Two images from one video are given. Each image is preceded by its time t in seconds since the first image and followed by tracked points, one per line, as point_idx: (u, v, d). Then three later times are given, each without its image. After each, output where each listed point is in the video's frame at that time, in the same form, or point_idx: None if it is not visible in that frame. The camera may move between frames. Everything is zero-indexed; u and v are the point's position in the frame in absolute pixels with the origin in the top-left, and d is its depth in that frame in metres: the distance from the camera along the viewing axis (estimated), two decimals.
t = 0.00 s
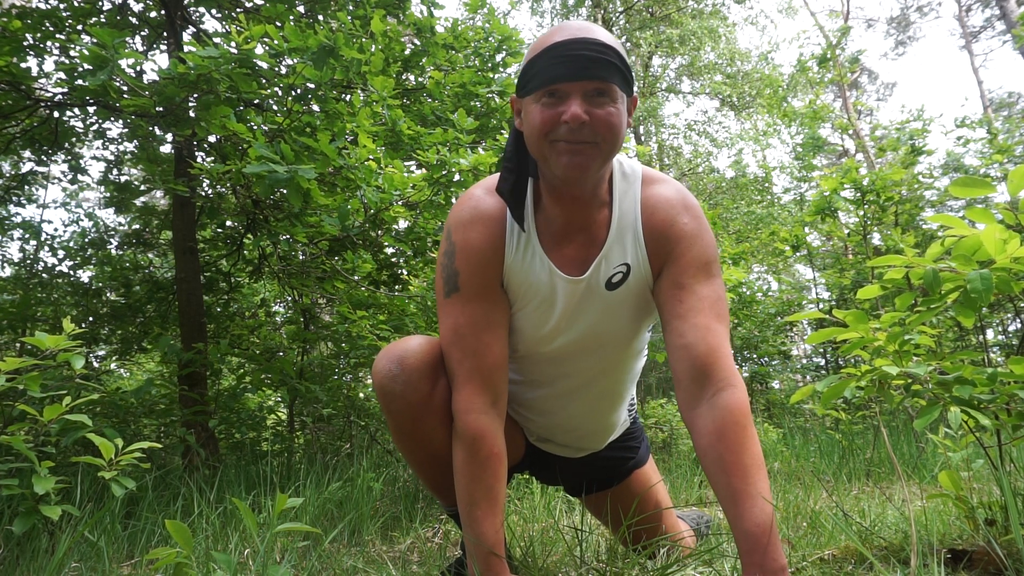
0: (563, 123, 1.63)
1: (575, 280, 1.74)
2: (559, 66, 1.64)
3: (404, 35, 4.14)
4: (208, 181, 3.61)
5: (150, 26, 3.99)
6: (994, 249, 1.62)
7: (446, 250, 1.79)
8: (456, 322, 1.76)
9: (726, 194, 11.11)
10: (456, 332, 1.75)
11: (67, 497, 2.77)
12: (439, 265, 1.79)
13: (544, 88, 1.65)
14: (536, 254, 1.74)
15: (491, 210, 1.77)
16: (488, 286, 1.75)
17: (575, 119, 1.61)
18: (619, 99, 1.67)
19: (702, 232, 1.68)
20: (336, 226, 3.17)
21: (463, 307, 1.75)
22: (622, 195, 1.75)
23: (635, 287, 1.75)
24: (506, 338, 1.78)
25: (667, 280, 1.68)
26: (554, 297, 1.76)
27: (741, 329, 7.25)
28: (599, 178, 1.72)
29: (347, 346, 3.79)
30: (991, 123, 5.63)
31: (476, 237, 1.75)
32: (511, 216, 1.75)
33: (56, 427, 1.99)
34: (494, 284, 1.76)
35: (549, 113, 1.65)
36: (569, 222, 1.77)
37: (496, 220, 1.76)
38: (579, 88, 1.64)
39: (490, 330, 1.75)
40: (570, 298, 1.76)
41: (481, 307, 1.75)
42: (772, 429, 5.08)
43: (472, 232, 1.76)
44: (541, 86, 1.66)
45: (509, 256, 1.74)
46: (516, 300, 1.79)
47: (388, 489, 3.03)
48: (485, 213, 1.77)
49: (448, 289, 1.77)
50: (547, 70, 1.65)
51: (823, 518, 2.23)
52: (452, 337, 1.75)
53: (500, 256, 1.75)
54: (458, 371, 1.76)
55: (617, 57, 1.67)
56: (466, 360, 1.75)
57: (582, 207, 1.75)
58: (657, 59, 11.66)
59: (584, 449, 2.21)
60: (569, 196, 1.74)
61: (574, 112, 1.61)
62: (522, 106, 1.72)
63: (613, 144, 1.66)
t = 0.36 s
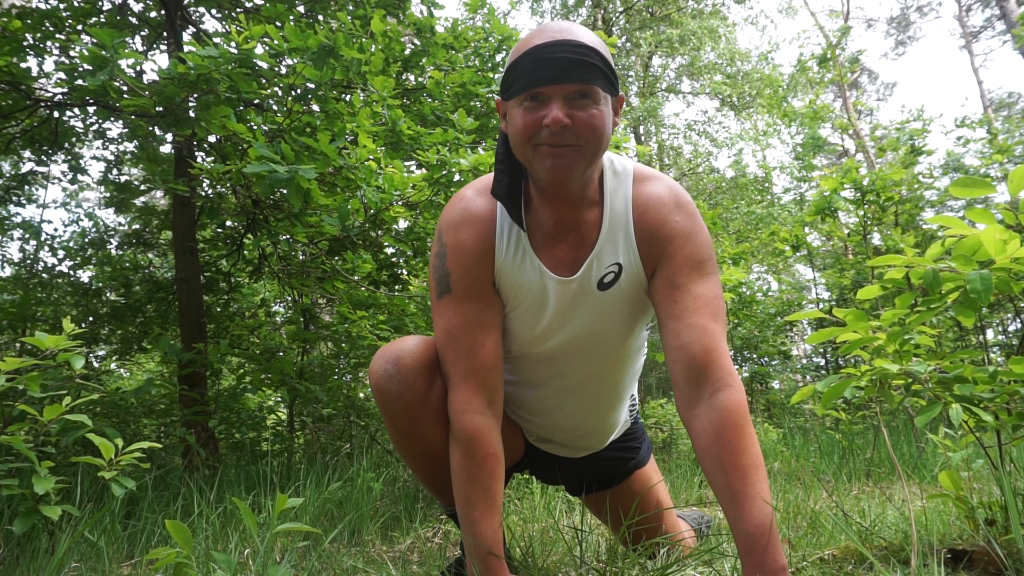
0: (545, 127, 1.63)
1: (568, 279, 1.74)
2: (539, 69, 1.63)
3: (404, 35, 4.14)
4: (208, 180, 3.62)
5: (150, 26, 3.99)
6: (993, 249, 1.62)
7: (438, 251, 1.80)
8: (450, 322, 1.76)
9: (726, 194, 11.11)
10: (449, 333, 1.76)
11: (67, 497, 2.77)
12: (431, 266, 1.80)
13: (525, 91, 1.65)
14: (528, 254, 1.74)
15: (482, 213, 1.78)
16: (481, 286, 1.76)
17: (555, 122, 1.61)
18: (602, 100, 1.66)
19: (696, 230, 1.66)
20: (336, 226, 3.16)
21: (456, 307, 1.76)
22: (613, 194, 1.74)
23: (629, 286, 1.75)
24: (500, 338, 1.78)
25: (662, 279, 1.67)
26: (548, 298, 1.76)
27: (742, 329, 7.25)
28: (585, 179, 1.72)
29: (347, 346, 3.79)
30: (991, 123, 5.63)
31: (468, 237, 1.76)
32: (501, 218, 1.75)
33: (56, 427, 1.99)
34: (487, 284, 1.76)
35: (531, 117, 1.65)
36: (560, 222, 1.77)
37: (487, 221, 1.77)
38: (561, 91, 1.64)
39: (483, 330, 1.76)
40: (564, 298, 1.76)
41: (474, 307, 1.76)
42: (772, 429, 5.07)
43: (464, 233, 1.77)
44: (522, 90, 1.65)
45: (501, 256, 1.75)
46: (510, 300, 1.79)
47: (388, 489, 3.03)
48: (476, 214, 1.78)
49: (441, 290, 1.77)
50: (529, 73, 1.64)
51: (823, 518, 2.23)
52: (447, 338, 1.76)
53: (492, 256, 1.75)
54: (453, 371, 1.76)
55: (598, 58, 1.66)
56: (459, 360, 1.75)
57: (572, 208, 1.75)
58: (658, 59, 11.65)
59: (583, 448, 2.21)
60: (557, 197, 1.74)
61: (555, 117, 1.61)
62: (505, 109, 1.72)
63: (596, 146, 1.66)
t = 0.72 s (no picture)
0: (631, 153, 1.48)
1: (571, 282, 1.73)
2: (623, 88, 1.43)
3: (404, 35, 4.14)
4: (208, 180, 3.62)
5: (150, 27, 3.99)
6: (993, 249, 1.62)
7: (442, 252, 1.78)
8: (452, 324, 1.75)
9: (726, 194, 11.12)
10: (451, 335, 1.74)
11: (67, 497, 2.77)
12: (435, 267, 1.79)
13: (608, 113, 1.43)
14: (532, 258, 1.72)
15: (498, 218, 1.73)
16: (483, 288, 1.74)
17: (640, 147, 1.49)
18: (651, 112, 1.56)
19: (699, 234, 1.68)
20: (336, 226, 3.16)
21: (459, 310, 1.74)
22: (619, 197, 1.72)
23: (633, 289, 1.75)
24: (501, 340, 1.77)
25: (665, 281, 1.67)
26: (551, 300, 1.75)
27: (742, 329, 7.25)
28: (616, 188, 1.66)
29: (347, 346, 3.80)
30: (991, 124, 5.63)
31: (472, 238, 1.74)
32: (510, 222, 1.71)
33: (56, 427, 1.99)
34: (492, 287, 1.75)
35: (616, 141, 1.46)
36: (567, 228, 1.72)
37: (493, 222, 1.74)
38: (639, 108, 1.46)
39: (486, 333, 1.75)
40: (566, 300, 1.75)
41: (477, 309, 1.74)
42: (772, 429, 5.07)
43: (468, 234, 1.75)
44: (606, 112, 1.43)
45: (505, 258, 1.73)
46: (512, 301, 1.78)
47: (388, 489, 3.03)
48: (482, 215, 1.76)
49: (444, 292, 1.76)
50: (611, 94, 1.42)
51: (823, 518, 2.23)
52: (448, 340, 1.75)
53: (496, 259, 1.73)
54: (453, 372, 1.75)
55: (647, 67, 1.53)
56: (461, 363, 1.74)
57: (583, 215, 1.69)
58: (657, 59, 11.65)
59: (582, 449, 2.21)
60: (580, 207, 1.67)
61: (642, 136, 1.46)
62: (557, 124, 1.47)
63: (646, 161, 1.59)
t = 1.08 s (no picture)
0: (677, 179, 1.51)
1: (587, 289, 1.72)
2: (686, 122, 1.44)
3: (404, 35, 4.14)
4: (208, 181, 3.62)
5: (150, 26, 3.99)
6: (993, 249, 1.62)
7: (463, 254, 1.71)
8: (460, 327, 1.71)
9: (726, 194, 11.12)
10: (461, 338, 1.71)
11: (67, 497, 2.77)
12: (453, 268, 1.72)
13: (670, 143, 1.43)
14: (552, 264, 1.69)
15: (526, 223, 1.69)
16: (495, 290, 1.70)
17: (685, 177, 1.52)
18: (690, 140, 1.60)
19: (711, 244, 1.72)
20: (336, 226, 3.17)
21: (474, 314, 1.70)
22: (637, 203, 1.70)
23: (645, 295, 1.77)
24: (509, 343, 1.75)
25: (675, 286, 1.71)
26: (561, 304, 1.74)
27: (741, 329, 7.25)
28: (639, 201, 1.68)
29: (347, 346, 3.80)
30: (990, 124, 5.64)
31: (496, 243, 1.68)
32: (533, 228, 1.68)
33: (56, 427, 1.99)
34: (508, 292, 1.71)
35: (668, 172, 1.49)
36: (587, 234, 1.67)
37: (517, 228, 1.69)
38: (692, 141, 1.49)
39: (497, 337, 1.72)
40: (579, 306, 1.74)
41: (492, 313, 1.70)
42: (772, 429, 5.07)
43: (491, 238, 1.69)
44: (669, 143, 1.43)
45: (525, 263, 1.69)
46: (522, 304, 1.75)
47: (388, 489, 3.03)
48: (508, 219, 1.70)
49: (459, 294, 1.70)
50: (674, 130, 1.42)
51: (823, 518, 2.23)
52: (456, 343, 1.71)
53: (516, 264, 1.69)
54: (458, 375, 1.73)
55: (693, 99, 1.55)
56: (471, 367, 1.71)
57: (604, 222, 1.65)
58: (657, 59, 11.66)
59: (582, 448, 2.22)
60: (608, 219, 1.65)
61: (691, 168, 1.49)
62: (615, 148, 1.46)
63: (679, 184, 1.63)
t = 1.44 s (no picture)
0: (664, 164, 1.41)
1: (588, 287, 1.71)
2: (661, 100, 1.36)
3: (404, 35, 4.14)
4: (208, 181, 3.62)
5: (150, 27, 3.98)
6: (993, 249, 1.62)
7: (462, 252, 1.72)
8: (463, 326, 1.73)
9: (726, 194, 11.12)
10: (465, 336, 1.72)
11: (67, 497, 2.77)
12: (452, 266, 1.73)
13: (645, 123, 1.36)
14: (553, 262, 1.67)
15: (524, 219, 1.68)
16: (497, 288, 1.70)
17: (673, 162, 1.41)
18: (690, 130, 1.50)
19: (712, 240, 1.70)
20: (336, 226, 3.17)
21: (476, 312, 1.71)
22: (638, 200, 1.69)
23: (645, 293, 1.76)
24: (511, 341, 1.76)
25: (677, 284, 1.69)
26: (563, 302, 1.73)
27: (741, 329, 7.25)
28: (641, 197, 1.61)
29: (347, 346, 3.80)
30: (990, 124, 5.64)
31: (496, 241, 1.68)
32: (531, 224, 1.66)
33: (56, 427, 1.99)
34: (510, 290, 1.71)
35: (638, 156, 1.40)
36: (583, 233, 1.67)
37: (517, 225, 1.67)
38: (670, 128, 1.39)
39: (498, 335, 1.73)
40: (581, 305, 1.74)
41: (493, 310, 1.71)
42: (772, 429, 5.07)
43: (491, 236, 1.69)
44: (645, 123, 1.35)
45: (527, 261, 1.67)
46: (523, 302, 1.76)
47: (388, 489, 3.03)
48: (506, 217, 1.69)
49: (461, 292, 1.72)
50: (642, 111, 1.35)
51: (823, 518, 2.23)
52: (458, 340, 1.74)
53: (516, 263, 1.68)
54: (461, 372, 1.74)
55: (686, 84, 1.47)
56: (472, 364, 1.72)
57: (599, 221, 1.64)
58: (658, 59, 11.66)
59: (584, 446, 2.21)
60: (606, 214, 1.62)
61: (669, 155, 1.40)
62: (583, 133, 1.41)
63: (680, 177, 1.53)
